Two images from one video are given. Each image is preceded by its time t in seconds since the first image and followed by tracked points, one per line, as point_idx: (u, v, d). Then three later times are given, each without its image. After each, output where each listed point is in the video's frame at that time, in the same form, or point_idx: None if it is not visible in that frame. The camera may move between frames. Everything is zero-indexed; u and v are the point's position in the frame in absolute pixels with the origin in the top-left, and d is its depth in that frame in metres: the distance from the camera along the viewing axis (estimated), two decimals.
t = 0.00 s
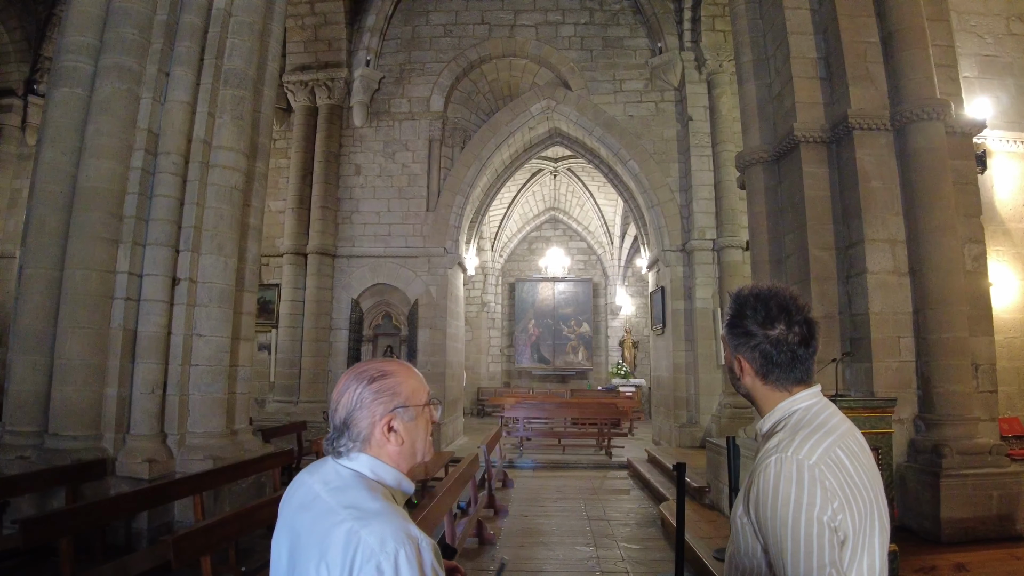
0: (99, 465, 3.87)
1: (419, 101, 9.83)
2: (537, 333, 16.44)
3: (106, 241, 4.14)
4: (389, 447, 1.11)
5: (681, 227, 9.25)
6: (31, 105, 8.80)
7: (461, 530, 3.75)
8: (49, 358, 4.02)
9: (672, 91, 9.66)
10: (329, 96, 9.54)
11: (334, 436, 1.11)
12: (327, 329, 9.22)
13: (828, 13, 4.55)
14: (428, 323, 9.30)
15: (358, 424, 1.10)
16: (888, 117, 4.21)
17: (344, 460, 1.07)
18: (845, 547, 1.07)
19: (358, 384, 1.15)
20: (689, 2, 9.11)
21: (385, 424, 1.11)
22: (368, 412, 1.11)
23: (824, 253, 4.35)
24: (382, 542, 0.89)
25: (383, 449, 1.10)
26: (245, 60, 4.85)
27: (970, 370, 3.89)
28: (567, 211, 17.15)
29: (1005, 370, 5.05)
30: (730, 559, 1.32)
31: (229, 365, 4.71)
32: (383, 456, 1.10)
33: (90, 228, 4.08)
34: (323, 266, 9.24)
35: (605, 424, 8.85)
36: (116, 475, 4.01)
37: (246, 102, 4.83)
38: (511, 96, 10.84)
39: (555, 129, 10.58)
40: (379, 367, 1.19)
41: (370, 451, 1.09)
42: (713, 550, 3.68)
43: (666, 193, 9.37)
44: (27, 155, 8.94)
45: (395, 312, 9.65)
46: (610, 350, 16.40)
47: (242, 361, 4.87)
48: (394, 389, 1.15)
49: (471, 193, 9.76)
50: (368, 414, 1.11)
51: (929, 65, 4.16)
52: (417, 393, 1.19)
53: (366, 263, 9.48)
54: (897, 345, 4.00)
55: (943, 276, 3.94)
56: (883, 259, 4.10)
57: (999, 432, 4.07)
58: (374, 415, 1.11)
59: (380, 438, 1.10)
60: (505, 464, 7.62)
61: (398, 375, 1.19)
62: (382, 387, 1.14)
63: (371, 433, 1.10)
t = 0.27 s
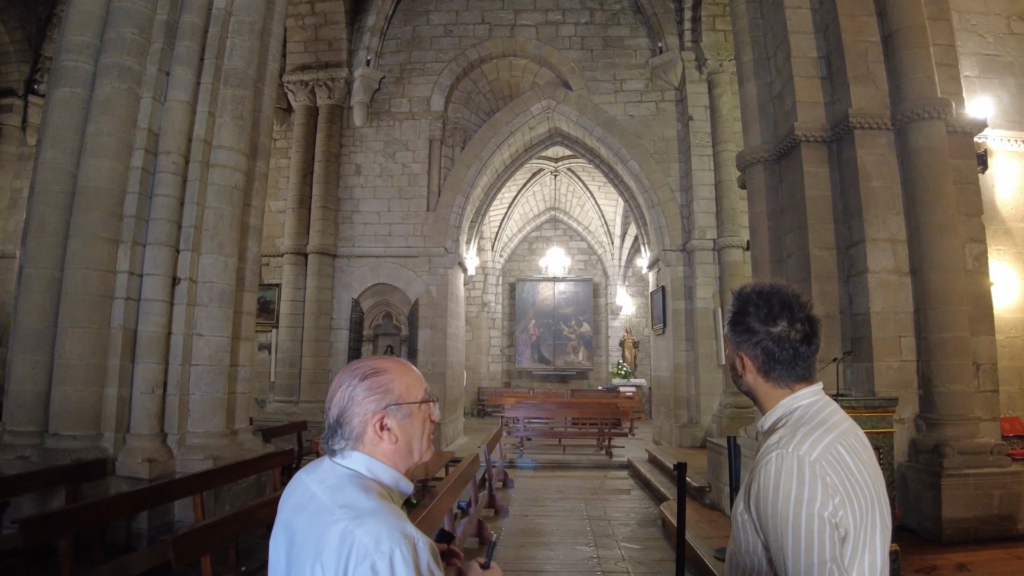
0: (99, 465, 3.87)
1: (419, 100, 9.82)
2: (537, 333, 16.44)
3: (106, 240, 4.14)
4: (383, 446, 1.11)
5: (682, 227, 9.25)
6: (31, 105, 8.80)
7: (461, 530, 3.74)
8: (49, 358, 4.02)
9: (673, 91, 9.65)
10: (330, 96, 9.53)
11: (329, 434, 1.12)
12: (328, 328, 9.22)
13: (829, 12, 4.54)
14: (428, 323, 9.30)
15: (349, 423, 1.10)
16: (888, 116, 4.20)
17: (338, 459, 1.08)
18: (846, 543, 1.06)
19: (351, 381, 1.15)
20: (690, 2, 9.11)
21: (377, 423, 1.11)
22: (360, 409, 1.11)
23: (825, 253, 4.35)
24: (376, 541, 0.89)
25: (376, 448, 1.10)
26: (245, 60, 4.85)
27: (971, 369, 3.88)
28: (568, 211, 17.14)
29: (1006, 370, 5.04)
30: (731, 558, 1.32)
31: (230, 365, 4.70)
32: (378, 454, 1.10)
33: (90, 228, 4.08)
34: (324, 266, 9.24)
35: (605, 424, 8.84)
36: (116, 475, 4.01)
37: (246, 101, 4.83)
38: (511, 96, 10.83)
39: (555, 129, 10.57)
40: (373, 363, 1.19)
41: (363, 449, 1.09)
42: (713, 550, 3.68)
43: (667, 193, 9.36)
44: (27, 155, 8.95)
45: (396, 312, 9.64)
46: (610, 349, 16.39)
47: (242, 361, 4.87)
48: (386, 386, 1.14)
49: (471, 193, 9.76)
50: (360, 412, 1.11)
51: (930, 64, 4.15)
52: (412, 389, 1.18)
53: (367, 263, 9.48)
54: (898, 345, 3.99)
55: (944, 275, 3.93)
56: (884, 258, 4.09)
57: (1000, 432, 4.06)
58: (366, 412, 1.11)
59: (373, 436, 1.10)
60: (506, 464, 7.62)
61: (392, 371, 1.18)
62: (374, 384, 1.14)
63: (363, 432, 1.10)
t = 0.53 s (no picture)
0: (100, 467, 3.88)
1: (420, 101, 9.83)
2: (538, 333, 16.44)
3: (107, 242, 4.14)
4: (388, 452, 1.11)
5: (682, 228, 9.25)
6: (31, 106, 8.82)
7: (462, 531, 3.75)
8: (50, 360, 4.03)
9: (673, 92, 9.66)
10: (330, 97, 9.54)
11: (335, 439, 1.12)
12: (328, 329, 9.23)
13: (830, 14, 4.55)
14: (428, 323, 9.30)
15: (356, 429, 1.11)
16: (888, 118, 4.21)
17: (343, 464, 1.08)
18: (844, 548, 1.07)
19: (358, 388, 1.16)
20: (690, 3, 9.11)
21: (384, 429, 1.12)
22: (367, 416, 1.12)
23: (825, 254, 4.35)
24: (378, 548, 0.89)
25: (381, 454, 1.11)
26: (246, 61, 4.86)
27: (971, 371, 3.88)
28: (568, 212, 17.15)
29: (1006, 371, 5.05)
30: (730, 561, 1.32)
31: (231, 367, 4.71)
32: (383, 461, 1.11)
33: (91, 229, 4.08)
34: (325, 266, 9.25)
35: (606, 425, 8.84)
36: (117, 477, 4.01)
37: (247, 103, 4.84)
38: (512, 97, 10.84)
39: (555, 129, 10.57)
40: (381, 371, 1.20)
41: (368, 455, 1.10)
42: (714, 552, 3.69)
43: (667, 194, 9.37)
44: (28, 155, 8.97)
45: (396, 313, 9.64)
46: (610, 350, 16.39)
47: (243, 363, 4.88)
48: (394, 393, 1.15)
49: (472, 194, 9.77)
50: (368, 418, 1.12)
51: (930, 66, 4.16)
52: (418, 398, 1.18)
53: (367, 264, 9.49)
54: (898, 346, 3.99)
55: (944, 277, 3.94)
56: (884, 260, 4.09)
57: (999, 433, 4.06)
58: (373, 419, 1.12)
59: (379, 442, 1.11)
60: (506, 465, 7.62)
61: (399, 378, 1.19)
62: (382, 391, 1.15)
63: (370, 438, 1.10)
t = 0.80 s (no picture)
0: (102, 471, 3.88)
1: (420, 105, 9.86)
2: (538, 336, 16.45)
3: (108, 246, 4.16)
4: (395, 464, 1.12)
5: (682, 231, 9.27)
6: (33, 109, 8.86)
7: (462, 536, 3.75)
8: (52, 364, 4.04)
9: (673, 95, 9.68)
10: (331, 101, 9.57)
11: (342, 451, 1.12)
12: (329, 333, 9.24)
13: (829, 19, 4.57)
14: (429, 327, 9.31)
15: (365, 441, 1.11)
16: (888, 123, 4.22)
17: (349, 475, 1.09)
18: (840, 559, 1.08)
19: (366, 400, 1.16)
20: (690, 7, 9.15)
21: (392, 442, 1.12)
22: (376, 428, 1.12)
23: (824, 259, 4.37)
24: (386, 559, 0.91)
25: (388, 465, 1.11)
26: (248, 66, 4.89)
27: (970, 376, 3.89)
28: (568, 215, 17.17)
29: (1005, 375, 5.06)
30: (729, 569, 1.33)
31: (231, 371, 4.72)
32: (390, 472, 1.11)
33: (93, 234, 4.10)
34: (325, 270, 9.26)
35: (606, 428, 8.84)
36: (118, 481, 4.02)
37: (248, 108, 4.86)
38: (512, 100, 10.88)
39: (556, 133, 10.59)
40: (387, 382, 1.20)
41: (376, 467, 1.11)
42: (714, 556, 3.69)
43: (667, 198, 9.39)
44: (29, 159, 9.00)
45: (396, 316, 9.65)
46: (611, 353, 16.40)
47: (244, 366, 4.89)
48: (402, 406, 1.15)
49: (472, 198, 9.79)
50: (376, 430, 1.12)
51: (929, 71, 4.17)
52: (425, 409, 1.19)
53: (368, 267, 9.51)
54: (898, 351, 4.00)
55: (943, 282, 3.95)
56: (883, 264, 4.11)
57: (998, 438, 4.07)
58: (382, 432, 1.12)
59: (387, 454, 1.11)
60: (506, 468, 7.62)
61: (406, 390, 1.20)
62: (390, 404, 1.15)
63: (378, 450, 1.11)
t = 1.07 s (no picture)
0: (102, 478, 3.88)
1: (420, 112, 9.91)
2: (538, 342, 16.44)
3: (109, 254, 4.17)
4: (402, 479, 1.12)
5: (682, 237, 9.29)
6: (34, 115, 8.91)
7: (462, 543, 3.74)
8: (52, 370, 4.05)
9: (673, 102, 9.72)
10: (332, 107, 9.62)
11: (348, 466, 1.11)
12: (329, 339, 9.24)
13: (828, 27, 4.59)
14: (429, 333, 9.32)
15: (372, 457, 1.11)
16: (886, 130, 4.24)
17: (355, 490, 1.09)
18: (839, 571, 1.08)
19: (372, 415, 1.16)
20: (689, 14, 9.20)
21: (399, 457, 1.13)
22: (383, 444, 1.12)
23: (824, 266, 4.38)
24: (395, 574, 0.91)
25: (395, 480, 1.12)
26: (248, 74, 4.92)
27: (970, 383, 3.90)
28: (568, 220, 17.20)
29: (1005, 381, 5.06)
30: None
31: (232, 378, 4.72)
32: (396, 487, 1.11)
33: (94, 241, 4.11)
34: (325, 276, 9.27)
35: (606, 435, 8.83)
36: (118, 488, 4.01)
37: (249, 115, 4.89)
38: (512, 107, 10.94)
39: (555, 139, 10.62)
40: (392, 397, 1.20)
41: (383, 482, 1.10)
42: (714, 563, 3.68)
43: (666, 204, 9.41)
44: (30, 164, 9.04)
45: (397, 322, 9.66)
46: (611, 359, 16.38)
47: (245, 373, 4.89)
48: (409, 421, 1.16)
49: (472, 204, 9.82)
50: (383, 446, 1.12)
51: (927, 78, 4.20)
52: (429, 423, 1.20)
53: (368, 273, 9.52)
54: (898, 358, 4.01)
55: (943, 289, 3.96)
56: (883, 272, 4.11)
57: (999, 444, 4.07)
58: (389, 448, 1.12)
59: (394, 469, 1.12)
60: (506, 475, 7.61)
61: (411, 404, 1.20)
62: (398, 419, 1.15)
63: (385, 466, 1.11)
